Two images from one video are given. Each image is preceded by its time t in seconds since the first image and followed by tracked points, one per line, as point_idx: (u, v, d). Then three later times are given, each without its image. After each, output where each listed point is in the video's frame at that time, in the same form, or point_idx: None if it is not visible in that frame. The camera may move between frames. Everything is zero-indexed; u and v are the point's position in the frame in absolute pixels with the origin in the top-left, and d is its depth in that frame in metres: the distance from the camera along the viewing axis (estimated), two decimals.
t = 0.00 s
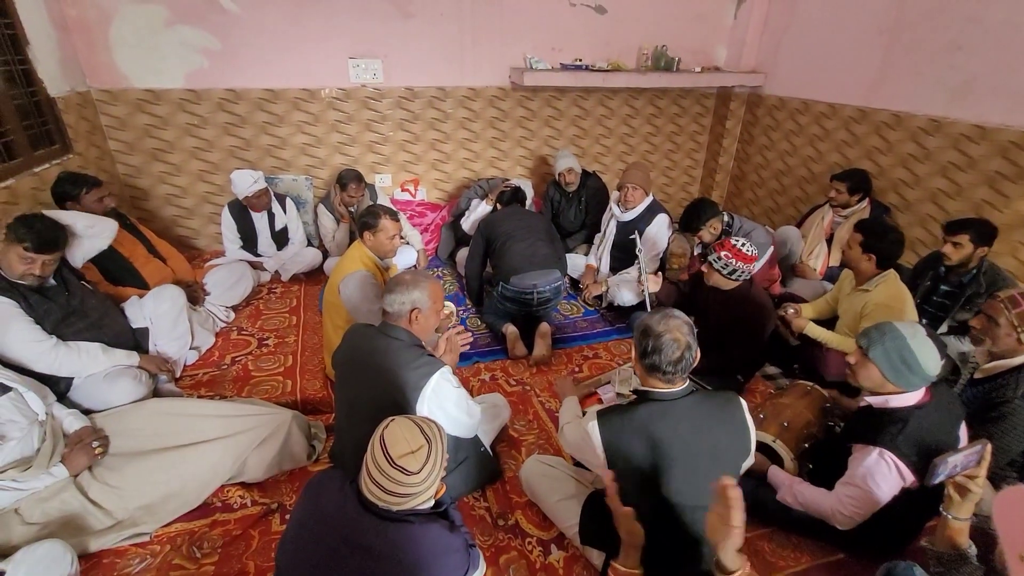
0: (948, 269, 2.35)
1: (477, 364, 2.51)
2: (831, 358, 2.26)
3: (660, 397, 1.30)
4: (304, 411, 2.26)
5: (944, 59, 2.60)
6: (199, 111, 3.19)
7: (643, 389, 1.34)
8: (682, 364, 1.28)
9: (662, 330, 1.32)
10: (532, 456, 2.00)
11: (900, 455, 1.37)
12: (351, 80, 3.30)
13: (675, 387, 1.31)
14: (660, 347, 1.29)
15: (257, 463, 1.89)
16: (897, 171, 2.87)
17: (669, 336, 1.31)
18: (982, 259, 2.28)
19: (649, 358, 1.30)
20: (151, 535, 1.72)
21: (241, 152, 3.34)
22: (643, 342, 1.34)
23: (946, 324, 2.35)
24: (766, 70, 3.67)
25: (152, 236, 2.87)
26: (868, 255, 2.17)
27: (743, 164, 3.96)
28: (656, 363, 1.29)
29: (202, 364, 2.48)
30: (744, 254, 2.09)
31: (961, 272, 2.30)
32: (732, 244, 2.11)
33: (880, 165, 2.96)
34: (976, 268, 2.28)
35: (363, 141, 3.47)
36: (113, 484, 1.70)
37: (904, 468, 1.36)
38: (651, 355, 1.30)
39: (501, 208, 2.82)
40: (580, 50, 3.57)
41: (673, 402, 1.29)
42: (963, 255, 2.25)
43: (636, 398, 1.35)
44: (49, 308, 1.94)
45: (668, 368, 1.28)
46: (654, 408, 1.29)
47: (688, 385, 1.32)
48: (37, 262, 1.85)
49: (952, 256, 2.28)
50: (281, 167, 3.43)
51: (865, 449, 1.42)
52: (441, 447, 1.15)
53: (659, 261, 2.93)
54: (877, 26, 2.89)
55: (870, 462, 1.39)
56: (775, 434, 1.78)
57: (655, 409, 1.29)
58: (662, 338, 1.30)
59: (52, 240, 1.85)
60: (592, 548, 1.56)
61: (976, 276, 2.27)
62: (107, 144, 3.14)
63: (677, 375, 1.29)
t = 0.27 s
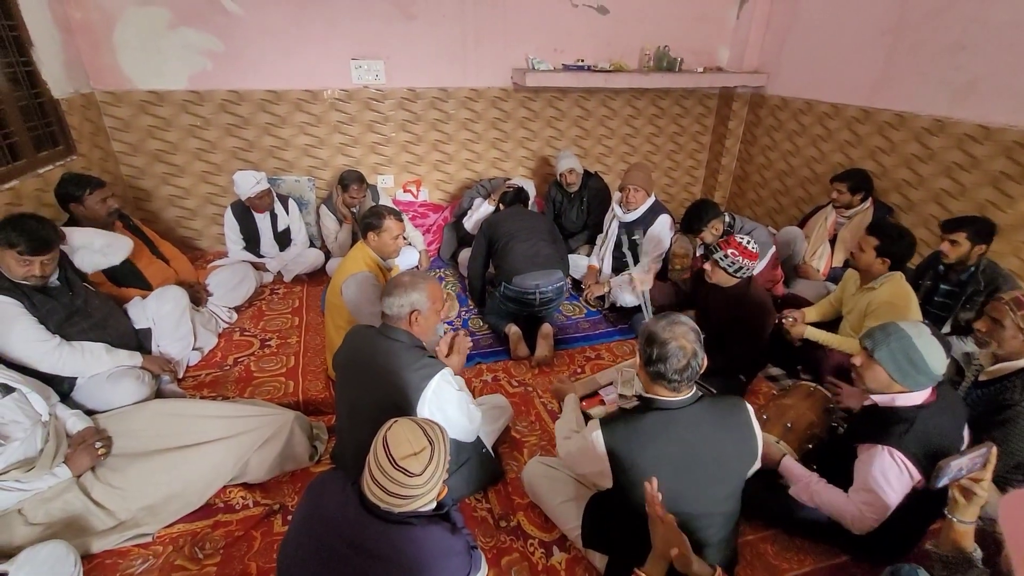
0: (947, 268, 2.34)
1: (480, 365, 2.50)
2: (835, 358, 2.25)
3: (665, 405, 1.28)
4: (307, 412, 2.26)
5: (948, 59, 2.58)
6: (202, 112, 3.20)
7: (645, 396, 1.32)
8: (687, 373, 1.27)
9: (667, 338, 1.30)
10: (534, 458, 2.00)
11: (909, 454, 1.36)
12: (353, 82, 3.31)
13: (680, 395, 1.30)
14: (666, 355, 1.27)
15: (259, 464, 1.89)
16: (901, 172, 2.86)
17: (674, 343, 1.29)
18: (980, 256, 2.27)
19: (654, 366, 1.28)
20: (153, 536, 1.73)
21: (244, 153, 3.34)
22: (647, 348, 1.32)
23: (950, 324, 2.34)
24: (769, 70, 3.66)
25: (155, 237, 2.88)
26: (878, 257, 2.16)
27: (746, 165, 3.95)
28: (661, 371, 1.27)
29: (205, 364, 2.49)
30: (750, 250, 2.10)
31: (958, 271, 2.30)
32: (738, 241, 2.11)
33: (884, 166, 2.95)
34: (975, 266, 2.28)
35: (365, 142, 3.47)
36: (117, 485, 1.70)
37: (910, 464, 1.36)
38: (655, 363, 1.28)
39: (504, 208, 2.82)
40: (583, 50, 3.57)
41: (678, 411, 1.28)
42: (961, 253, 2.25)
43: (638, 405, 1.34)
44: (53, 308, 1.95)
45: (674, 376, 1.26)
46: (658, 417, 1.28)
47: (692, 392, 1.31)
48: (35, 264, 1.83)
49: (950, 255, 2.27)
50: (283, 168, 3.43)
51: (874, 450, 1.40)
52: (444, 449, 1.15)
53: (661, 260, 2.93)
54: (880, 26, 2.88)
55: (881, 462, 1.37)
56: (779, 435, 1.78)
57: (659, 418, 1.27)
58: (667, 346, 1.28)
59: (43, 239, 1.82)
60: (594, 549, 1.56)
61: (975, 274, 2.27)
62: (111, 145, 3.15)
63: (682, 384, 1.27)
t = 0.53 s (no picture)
0: (937, 263, 2.32)
1: (481, 365, 2.50)
2: (837, 359, 2.25)
3: (669, 409, 1.28)
4: (308, 412, 2.26)
5: (950, 58, 2.58)
6: (204, 113, 3.20)
7: (649, 398, 1.33)
8: (694, 376, 1.27)
9: (674, 343, 1.29)
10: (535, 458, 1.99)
11: (907, 454, 1.35)
12: (354, 82, 3.31)
13: (686, 398, 1.30)
14: (673, 360, 1.27)
15: (260, 465, 1.90)
16: (902, 172, 2.85)
17: (681, 348, 1.28)
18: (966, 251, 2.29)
19: (661, 370, 1.28)
20: (154, 537, 1.72)
21: (245, 154, 3.35)
22: (653, 352, 1.32)
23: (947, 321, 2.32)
24: (771, 70, 3.66)
25: (157, 238, 2.88)
26: (886, 261, 2.16)
27: (748, 165, 3.95)
28: (665, 375, 1.28)
29: (207, 365, 2.49)
30: (754, 250, 2.10)
31: (947, 266, 2.30)
32: (742, 241, 2.12)
33: (886, 166, 2.94)
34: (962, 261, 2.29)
35: (367, 142, 3.48)
36: (118, 485, 1.70)
37: (907, 463, 1.35)
38: (659, 366, 1.28)
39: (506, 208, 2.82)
40: (584, 51, 3.57)
41: (683, 413, 1.28)
42: (949, 246, 2.26)
43: (642, 406, 1.34)
44: (55, 309, 1.95)
45: (680, 382, 1.27)
46: (661, 422, 1.27)
47: (697, 396, 1.30)
48: (32, 265, 1.84)
49: (940, 249, 2.29)
50: (285, 169, 3.44)
51: (873, 444, 1.40)
52: (446, 450, 1.14)
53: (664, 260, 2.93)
54: (881, 26, 2.88)
55: (875, 456, 1.37)
56: (780, 436, 1.77)
57: (663, 424, 1.27)
58: (674, 351, 1.28)
59: (33, 240, 1.82)
60: (595, 550, 1.56)
61: (964, 268, 2.28)
62: (113, 146, 3.16)
63: (688, 389, 1.28)
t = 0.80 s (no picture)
0: (930, 260, 2.33)
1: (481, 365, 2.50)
2: (838, 359, 2.24)
3: (671, 408, 1.28)
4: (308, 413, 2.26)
5: (951, 57, 2.57)
6: (204, 114, 3.20)
7: (652, 397, 1.32)
8: (700, 384, 1.27)
9: (681, 354, 1.27)
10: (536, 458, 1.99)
11: (910, 450, 1.35)
12: (355, 83, 3.31)
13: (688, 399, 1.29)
14: (681, 371, 1.25)
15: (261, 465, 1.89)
16: (904, 171, 2.85)
17: (689, 358, 1.26)
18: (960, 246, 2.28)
19: (665, 372, 1.27)
20: (155, 537, 1.71)
21: (246, 154, 3.35)
22: (656, 353, 1.32)
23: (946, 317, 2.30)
24: (771, 70, 3.66)
25: (158, 239, 2.88)
26: (891, 262, 2.15)
27: (748, 165, 3.95)
28: (669, 379, 1.27)
29: (207, 365, 2.49)
30: (764, 255, 2.09)
31: (940, 262, 2.31)
32: (752, 245, 2.11)
33: (887, 165, 2.93)
34: (954, 255, 2.28)
35: (367, 142, 3.48)
36: (119, 485, 1.70)
37: (912, 461, 1.35)
38: (662, 367, 1.28)
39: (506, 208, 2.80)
40: (584, 51, 3.57)
41: (685, 413, 1.28)
42: (941, 242, 2.26)
43: (645, 405, 1.34)
44: (55, 309, 1.95)
45: (686, 387, 1.27)
46: (664, 420, 1.27)
47: (701, 396, 1.30)
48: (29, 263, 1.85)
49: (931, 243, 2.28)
50: (285, 169, 3.44)
51: (875, 443, 1.40)
52: (446, 450, 1.14)
53: (664, 260, 2.93)
54: (882, 25, 2.87)
55: (880, 455, 1.37)
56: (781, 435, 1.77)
57: (665, 422, 1.27)
58: (682, 361, 1.26)
59: (29, 240, 1.82)
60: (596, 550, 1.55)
61: (958, 263, 2.28)
62: (113, 147, 3.16)
63: (693, 393, 1.28)
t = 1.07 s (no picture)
0: (933, 262, 2.31)
1: (482, 366, 2.50)
2: (840, 359, 2.23)
3: (674, 405, 1.28)
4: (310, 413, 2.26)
5: (954, 56, 2.56)
6: (206, 114, 3.21)
7: (653, 394, 1.33)
8: (702, 387, 1.28)
9: (684, 360, 1.26)
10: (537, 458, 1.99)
11: (912, 450, 1.35)
12: (356, 83, 3.31)
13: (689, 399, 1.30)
14: (682, 376, 1.26)
15: (262, 465, 1.89)
16: (906, 170, 2.84)
17: (691, 364, 1.26)
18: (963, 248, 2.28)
19: (665, 374, 1.28)
20: (156, 536, 1.71)
21: (247, 155, 3.36)
22: (657, 353, 1.32)
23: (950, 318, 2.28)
24: (773, 69, 3.65)
25: (159, 239, 2.89)
26: (895, 262, 2.13)
27: (750, 164, 3.94)
28: (668, 379, 1.28)
29: (209, 365, 2.49)
30: (768, 256, 2.06)
31: (944, 263, 2.29)
32: (755, 246, 2.08)
33: (890, 164, 2.92)
34: (958, 258, 2.28)
35: (368, 143, 3.48)
36: (120, 485, 1.70)
37: (913, 461, 1.35)
38: (660, 366, 1.29)
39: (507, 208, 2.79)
40: (585, 51, 3.56)
41: (687, 412, 1.28)
42: (940, 245, 2.27)
43: (648, 402, 1.34)
44: (57, 309, 1.96)
45: (685, 391, 1.27)
46: (666, 419, 1.27)
47: (705, 394, 1.30)
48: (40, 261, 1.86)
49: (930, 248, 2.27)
50: (286, 169, 3.44)
51: (877, 442, 1.40)
52: (447, 451, 1.14)
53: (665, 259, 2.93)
54: (884, 24, 2.86)
55: (881, 455, 1.37)
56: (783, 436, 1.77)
57: (667, 421, 1.27)
58: (684, 366, 1.25)
59: (36, 239, 1.83)
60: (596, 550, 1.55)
61: (962, 265, 2.26)
62: (115, 147, 3.17)
63: (694, 397, 1.28)
